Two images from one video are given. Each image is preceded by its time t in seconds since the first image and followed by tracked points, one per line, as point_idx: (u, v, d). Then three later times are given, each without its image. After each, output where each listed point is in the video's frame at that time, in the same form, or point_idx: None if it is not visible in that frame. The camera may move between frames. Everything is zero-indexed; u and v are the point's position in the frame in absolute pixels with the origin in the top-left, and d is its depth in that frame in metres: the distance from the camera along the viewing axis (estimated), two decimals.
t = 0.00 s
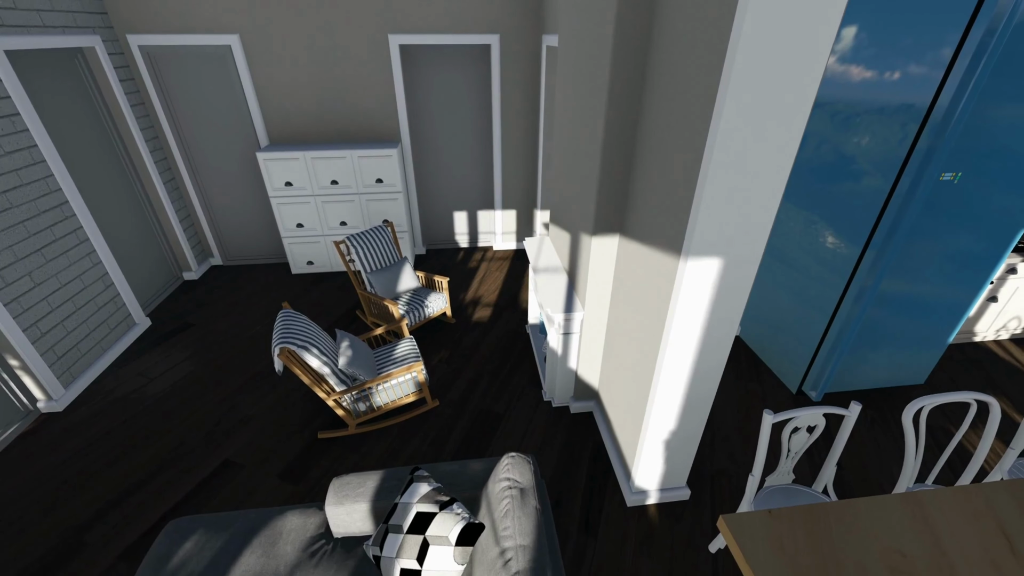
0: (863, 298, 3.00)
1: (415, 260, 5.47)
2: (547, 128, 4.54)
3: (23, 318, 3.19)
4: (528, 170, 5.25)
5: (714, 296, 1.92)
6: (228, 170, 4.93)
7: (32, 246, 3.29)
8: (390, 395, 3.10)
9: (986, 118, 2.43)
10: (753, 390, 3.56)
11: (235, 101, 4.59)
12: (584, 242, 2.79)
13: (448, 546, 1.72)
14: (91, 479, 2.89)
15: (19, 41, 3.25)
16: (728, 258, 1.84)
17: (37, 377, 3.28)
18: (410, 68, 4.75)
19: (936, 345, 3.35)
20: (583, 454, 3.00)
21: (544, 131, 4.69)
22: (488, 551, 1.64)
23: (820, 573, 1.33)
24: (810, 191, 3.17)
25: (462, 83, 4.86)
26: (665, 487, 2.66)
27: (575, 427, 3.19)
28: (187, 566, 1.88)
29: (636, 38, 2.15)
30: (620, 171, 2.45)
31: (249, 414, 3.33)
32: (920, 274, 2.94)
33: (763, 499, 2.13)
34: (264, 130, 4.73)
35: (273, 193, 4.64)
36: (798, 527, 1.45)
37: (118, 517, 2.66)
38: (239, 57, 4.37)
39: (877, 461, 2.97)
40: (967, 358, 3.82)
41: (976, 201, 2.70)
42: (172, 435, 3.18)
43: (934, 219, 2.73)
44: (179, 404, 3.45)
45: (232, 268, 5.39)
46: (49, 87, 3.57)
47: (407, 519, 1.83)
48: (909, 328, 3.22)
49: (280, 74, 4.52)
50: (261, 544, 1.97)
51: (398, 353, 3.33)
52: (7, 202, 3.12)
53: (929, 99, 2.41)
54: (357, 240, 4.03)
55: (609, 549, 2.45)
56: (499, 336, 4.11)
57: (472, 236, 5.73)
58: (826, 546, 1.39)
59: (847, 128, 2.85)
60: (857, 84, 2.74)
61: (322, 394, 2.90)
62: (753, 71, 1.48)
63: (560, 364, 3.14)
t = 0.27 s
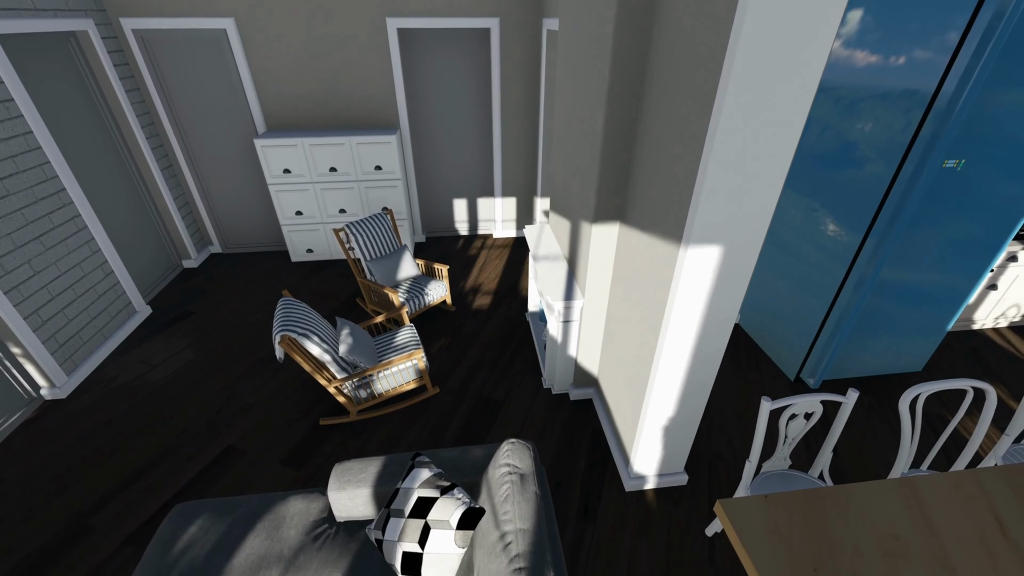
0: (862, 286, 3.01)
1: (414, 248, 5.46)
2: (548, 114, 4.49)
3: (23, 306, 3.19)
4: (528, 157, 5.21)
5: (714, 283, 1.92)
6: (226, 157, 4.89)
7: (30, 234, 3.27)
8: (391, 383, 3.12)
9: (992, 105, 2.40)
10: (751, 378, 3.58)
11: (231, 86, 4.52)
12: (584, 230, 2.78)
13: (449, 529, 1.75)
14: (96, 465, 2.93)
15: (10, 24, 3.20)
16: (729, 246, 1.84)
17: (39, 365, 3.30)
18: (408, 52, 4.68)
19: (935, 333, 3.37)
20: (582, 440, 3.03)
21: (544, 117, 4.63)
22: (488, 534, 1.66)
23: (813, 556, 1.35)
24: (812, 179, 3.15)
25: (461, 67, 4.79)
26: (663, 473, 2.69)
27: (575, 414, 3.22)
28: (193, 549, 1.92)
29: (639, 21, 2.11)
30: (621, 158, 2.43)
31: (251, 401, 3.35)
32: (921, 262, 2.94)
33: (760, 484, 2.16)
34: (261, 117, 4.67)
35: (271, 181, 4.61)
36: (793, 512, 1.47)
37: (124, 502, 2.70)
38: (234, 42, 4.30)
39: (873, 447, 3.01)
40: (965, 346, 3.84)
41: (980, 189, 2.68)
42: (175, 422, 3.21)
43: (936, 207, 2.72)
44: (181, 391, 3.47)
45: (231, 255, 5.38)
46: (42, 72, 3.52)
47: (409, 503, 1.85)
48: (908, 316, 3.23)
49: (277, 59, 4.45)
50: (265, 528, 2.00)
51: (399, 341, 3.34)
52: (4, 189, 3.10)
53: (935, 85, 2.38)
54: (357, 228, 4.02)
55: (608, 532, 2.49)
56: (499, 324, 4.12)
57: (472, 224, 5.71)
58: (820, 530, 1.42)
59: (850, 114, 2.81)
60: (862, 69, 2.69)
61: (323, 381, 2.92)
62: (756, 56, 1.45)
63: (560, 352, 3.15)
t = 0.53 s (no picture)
0: (862, 274, 3.01)
1: (414, 236, 5.44)
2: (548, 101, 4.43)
3: (24, 294, 3.19)
4: (528, 144, 5.16)
5: (714, 272, 1.92)
6: (223, 144, 4.85)
7: (28, 221, 3.26)
8: (392, 370, 3.14)
9: (998, 90, 2.37)
10: (750, 365, 3.60)
11: (227, 72, 4.47)
12: (584, 218, 2.77)
13: (450, 514, 1.78)
14: (100, 451, 2.96)
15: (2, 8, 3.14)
16: (730, 233, 1.83)
17: (42, 352, 3.32)
18: (406, 37, 4.60)
19: (934, 322, 3.37)
20: (582, 427, 3.06)
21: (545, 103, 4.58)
22: (488, 518, 1.69)
23: (808, 539, 1.38)
24: (814, 166, 3.12)
25: (460, 52, 4.72)
26: (661, 459, 2.72)
27: (574, 401, 3.24)
28: (199, 533, 1.95)
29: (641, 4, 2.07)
30: (622, 146, 2.41)
31: (253, 388, 3.38)
32: (922, 250, 2.94)
33: (757, 470, 2.18)
34: (259, 103, 4.63)
35: (270, 168, 4.58)
36: (789, 497, 1.50)
37: (129, 487, 2.74)
38: (230, 26, 4.23)
39: (870, 433, 3.04)
40: (963, 334, 3.85)
41: (983, 176, 2.67)
42: (178, 409, 3.23)
43: (939, 194, 2.70)
44: (183, 378, 3.49)
45: (231, 243, 5.36)
46: (35, 56, 3.47)
47: (410, 489, 1.88)
48: (908, 305, 3.23)
49: (273, 43, 4.38)
50: (268, 512, 2.03)
51: (399, 329, 3.35)
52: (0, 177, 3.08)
53: (941, 70, 2.36)
54: (356, 216, 4.00)
55: (606, 517, 2.53)
56: (499, 312, 4.13)
57: (472, 212, 5.68)
58: (816, 515, 1.44)
59: (854, 100, 2.78)
60: (867, 54, 2.65)
61: (324, 368, 2.93)
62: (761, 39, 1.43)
63: (560, 340, 3.16)
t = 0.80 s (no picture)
0: (863, 261, 3.00)
1: (414, 223, 5.42)
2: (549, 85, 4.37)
3: (24, 281, 3.20)
4: (528, 130, 5.11)
5: (715, 259, 1.91)
6: (220, 130, 4.80)
7: (26, 208, 3.25)
8: (393, 357, 3.15)
9: (1005, 74, 2.34)
10: (749, 352, 3.62)
11: (223, 55, 4.40)
12: (585, 205, 2.76)
13: (451, 498, 1.81)
14: (105, 437, 2.99)
15: None
16: (730, 220, 1.82)
17: (44, 339, 3.33)
18: (404, 20, 4.51)
19: (934, 309, 3.38)
20: (581, 413, 3.08)
21: (545, 87, 4.51)
22: (489, 503, 1.72)
23: (803, 523, 1.40)
24: (817, 152, 3.09)
25: (459, 36, 4.63)
26: (660, 444, 2.75)
27: (574, 387, 3.26)
28: (204, 517, 1.98)
29: None
30: (623, 131, 2.39)
31: (255, 375, 3.40)
32: (923, 237, 2.93)
33: (754, 455, 2.21)
34: (255, 88, 4.56)
35: (268, 154, 4.54)
36: (785, 481, 1.52)
37: (134, 471, 2.77)
38: (224, 8, 4.15)
39: (867, 419, 3.07)
40: (963, 321, 3.86)
41: (987, 162, 2.65)
42: (181, 395, 3.26)
43: (942, 181, 2.68)
44: (185, 365, 3.52)
45: (230, 231, 5.34)
46: (26, 39, 3.41)
47: (412, 474, 1.90)
48: (908, 292, 3.24)
49: (269, 26, 4.30)
50: (272, 496, 2.06)
51: (400, 316, 3.36)
52: None
53: (948, 53, 2.32)
54: (355, 203, 3.98)
55: (605, 501, 2.57)
56: (499, 300, 4.14)
57: (472, 198, 5.65)
58: (812, 499, 1.46)
59: (859, 85, 2.74)
60: (874, 37, 2.60)
61: (325, 355, 2.95)
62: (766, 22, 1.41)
63: (560, 327, 3.17)
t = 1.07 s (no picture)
0: (864, 251, 3.01)
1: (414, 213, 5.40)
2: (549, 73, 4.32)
3: (24, 272, 3.20)
4: (529, 119, 5.06)
5: (715, 250, 1.91)
6: (218, 119, 4.76)
7: (24, 199, 3.23)
8: (393, 347, 3.16)
9: (1011, 63, 2.33)
10: (748, 343, 3.63)
11: (219, 43, 4.34)
12: (585, 195, 2.75)
13: (452, 486, 1.82)
14: (108, 426, 3.01)
15: None
16: (732, 210, 1.81)
17: (45, 330, 3.34)
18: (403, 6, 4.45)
19: (934, 300, 3.38)
20: (581, 402, 3.10)
21: (546, 76, 4.46)
22: (489, 491, 1.74)
23: (800, 512, 1.42)
24: (819, 141, 3.07)
25: (459, 23, 4.56)
26: (659, 434, 2.77)
27: (574, 377, 3.28)
28: (207, 505, 2.00)
29: None
30: (624, 121, 2.36)
31: (256, 365, 3.41)
32: (925, 228, 2.93)
33: (752, 444, 2.22)
34: (253, 76, 4.51)
35: (266, 144, 4.51)
36: (783, 470, 1.53)
37: (138, 460, 2.80)
38: None
39: (865, 409, 3.09)
40: (962, 311, 3.87)
41: (991, 153, 2.63)
42: (183, 385, 3.27)
43: (945, 171, 2.68)
44: (186, 355, 3.53)
45: (229, 221, 5.33)
46: (19, 25, 3.36)
47: (413, 463, 1.92)
48: (908, 282, 3.24)
49: (265, 13, 4.23)
50: (275, 485, 2.08)
51: (400, 306, 3.36)
52: None
53: (953, 41, 2.31)
54: (354, 193, 3.96)
55: (604, 489, 2.60)
56: (500, 290, 4.14)
57: (472, 188, 5.62)
58: (809, 488, 1.48)
59: (863, 73, 2.71)
60: (878, 24, 2.56)
61: (326, 345, 2.96)
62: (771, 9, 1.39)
63: (559, 317, 3.17)
